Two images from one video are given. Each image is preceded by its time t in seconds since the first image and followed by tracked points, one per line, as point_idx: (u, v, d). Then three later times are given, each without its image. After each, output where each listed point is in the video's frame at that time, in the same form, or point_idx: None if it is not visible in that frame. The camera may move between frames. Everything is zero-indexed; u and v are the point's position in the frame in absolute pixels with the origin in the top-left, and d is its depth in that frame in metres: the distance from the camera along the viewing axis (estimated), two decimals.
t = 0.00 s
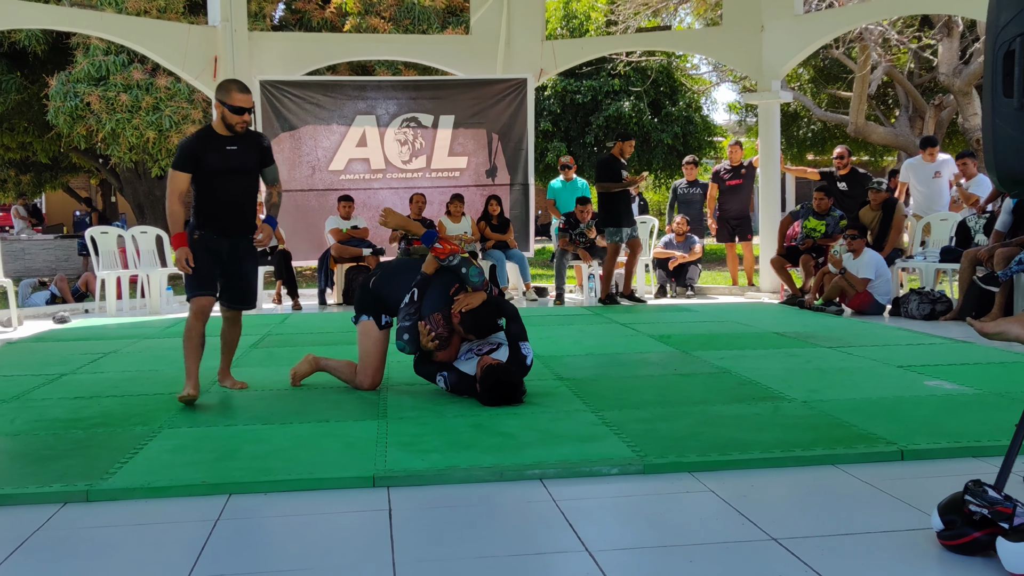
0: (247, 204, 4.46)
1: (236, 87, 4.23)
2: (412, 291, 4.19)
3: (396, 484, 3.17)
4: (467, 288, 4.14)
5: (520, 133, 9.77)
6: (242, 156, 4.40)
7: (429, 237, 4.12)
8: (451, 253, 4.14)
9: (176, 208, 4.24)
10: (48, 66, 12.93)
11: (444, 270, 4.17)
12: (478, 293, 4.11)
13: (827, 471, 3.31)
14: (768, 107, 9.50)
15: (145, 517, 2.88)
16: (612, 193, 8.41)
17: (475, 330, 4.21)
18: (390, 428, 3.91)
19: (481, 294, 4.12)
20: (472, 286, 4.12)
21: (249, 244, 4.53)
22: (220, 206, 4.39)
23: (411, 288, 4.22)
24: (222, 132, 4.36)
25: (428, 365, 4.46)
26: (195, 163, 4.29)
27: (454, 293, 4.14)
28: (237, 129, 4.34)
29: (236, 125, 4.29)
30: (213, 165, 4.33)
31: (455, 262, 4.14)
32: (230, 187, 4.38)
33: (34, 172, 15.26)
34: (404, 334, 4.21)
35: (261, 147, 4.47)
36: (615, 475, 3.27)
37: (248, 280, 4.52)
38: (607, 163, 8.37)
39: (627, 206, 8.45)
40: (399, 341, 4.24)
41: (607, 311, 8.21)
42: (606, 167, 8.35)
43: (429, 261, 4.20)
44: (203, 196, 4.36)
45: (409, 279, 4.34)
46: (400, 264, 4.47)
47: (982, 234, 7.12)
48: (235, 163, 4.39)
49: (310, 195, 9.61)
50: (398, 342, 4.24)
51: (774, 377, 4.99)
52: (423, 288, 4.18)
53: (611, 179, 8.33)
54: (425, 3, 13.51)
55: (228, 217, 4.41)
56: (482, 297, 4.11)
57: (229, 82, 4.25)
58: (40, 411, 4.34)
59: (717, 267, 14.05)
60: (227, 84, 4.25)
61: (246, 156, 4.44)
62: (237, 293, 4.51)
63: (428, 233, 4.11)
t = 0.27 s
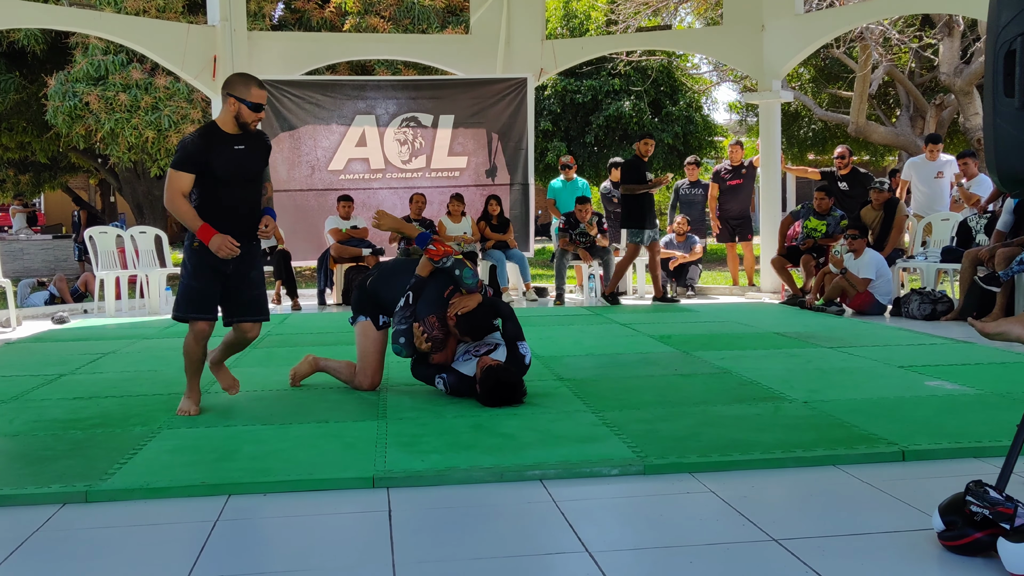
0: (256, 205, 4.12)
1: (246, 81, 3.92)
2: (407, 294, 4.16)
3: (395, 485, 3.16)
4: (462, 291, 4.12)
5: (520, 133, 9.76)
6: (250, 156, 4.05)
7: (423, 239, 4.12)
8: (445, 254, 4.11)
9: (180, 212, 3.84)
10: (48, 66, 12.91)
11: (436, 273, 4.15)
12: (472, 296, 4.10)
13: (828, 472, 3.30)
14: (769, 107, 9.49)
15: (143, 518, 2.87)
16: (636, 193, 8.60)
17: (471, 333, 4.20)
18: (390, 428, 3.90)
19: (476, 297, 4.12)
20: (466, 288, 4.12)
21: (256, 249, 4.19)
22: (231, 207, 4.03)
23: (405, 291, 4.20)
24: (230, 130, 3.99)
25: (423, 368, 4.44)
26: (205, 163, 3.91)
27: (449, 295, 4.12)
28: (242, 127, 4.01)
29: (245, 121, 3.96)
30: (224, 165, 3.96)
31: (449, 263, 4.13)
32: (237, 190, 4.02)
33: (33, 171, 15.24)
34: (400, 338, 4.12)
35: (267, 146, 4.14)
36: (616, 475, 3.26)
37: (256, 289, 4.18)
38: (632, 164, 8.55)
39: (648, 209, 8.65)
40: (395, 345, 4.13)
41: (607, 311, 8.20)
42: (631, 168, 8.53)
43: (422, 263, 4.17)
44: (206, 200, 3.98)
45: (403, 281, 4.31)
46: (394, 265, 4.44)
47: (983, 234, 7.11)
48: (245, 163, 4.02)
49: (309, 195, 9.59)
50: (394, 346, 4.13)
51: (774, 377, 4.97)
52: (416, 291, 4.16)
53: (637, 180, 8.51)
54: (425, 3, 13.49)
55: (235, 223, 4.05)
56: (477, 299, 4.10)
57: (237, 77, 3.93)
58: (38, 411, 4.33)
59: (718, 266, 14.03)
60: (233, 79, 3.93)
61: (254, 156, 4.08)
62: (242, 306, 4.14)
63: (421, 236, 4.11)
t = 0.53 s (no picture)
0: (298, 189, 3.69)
1: (302, 59, 3.57)
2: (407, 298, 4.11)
3: (395, 485, 3.16)
4: (461, 294, 4.13)
5: (520, 133, 9.76)
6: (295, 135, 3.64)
7: (422, 242, 4.10)
8: (443, 257, 4.09)
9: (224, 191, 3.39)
10: (48, 66, 12.91)
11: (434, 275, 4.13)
12: (471, 299, 4.11)
13: (828, 472, 3.30)
14: (769, 107, 9.49)
15: (144, 518, 2.87)
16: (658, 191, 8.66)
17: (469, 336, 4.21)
18: (390, 428, 3.90)
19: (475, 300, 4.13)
20: (465, 291, 4.12)
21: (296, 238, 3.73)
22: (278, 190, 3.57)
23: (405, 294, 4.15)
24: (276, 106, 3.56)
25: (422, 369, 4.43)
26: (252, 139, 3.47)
27: (448, 298, 4.13)
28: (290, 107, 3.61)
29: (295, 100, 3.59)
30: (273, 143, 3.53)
31: (448, 266, 4.10)
32: (283, 170, 3.58)
33: (33, 171, 15.22)
34: (400, 342, 4.08)
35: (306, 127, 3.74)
36: (616, 475, 3.26)
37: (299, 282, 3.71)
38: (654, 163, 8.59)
39: (670, 206, 8.71)
40: (395, 348, 4.10)
41: (607, 311, 8.19)
42: (653, 167, 8.59)
43: (421, 266, 4.12)
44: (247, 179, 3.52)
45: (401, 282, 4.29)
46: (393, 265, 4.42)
47: (983, 234, 7.11)
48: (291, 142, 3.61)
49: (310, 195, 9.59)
50: (393, 349, 4.10)
51: (775, 377, 4.98)
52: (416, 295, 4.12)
53: (658, 179, 8.58)
54: (425, 3, 13.49)
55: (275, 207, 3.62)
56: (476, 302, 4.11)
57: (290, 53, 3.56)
58: (39, 411, 4.33)
59: (718, 266, 14.03)
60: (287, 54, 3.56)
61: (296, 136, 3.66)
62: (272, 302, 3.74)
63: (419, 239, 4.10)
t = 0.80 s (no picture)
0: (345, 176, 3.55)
1: (352, 36, 3.42)
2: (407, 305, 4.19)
3: (396, 485, 3.17)
4: (461, 301, 4.06)
5: (521, 133, 9.76)
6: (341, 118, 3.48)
7: (420, 249, 3.97)
8: (443, 265, 4.00)
9: (272, 174, 3.17)
10: (49, 66, 12.93)
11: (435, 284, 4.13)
12: (471, 307, 4.04)
13: (829, 471, 3.30)
14: (770, 106, 9.48)
15: (145, 517, 2.87)
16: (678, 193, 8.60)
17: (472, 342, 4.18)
18: (391, 428, 3.90)
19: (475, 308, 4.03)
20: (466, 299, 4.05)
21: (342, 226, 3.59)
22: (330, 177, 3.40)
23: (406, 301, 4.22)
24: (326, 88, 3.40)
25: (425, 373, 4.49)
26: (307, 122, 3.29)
27: (448, 308, 4.08)
28: (338, 87, 3.44)
29: (342, 77, 3.41)
30: (327, 127, 3.37)
31: (448, 274, 4.03)
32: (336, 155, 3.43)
33: (34, 171, 15.22)
34: (403, 351, 4.24)
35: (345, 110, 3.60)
36: (617, 475, 3.26)
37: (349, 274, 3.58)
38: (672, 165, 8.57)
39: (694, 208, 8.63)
40: (399, 357, 4.27)
41: (608, 311, 8.19)
42: (672, 168, 8.54)
43: (422, 275, 4.15)
44: (298, 161, 3.32)
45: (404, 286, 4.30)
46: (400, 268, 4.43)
47: (984, 234, 7.10)
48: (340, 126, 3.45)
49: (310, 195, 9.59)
50: (398, 358, 4.28)
51: (775, 377, 4.97)
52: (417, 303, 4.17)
53: (677, 180, 8.53)
54: (426, 3, 13.49)
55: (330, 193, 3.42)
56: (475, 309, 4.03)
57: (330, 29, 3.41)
58: (40, 410, 4.33)
59: (718, 266, 14.02)
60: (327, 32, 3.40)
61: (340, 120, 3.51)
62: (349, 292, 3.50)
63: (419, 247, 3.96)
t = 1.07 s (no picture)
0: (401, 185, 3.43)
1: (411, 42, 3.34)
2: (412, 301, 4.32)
3: (398, 484, 3.17)
4: (465, 302, 4.13)
5: (523, 132, 9.76)
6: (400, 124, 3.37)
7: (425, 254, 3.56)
8: (448, 270, 3.98)
9: (372, 182, 3.02)
10: (51, 65, 12.95)
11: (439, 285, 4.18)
12: (474, 308, 4.10)
13: (831, 471, 3.30)
14: (772, 106, 9.48)
15: (147, 516, 2.88)
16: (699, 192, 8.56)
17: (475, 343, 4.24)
18: (393, 428, 3.90)
19: (476, 309, 4.09)
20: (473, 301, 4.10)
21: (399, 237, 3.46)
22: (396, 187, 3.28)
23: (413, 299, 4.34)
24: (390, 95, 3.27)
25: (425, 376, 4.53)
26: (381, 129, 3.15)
27: (452, 309, 4.16)
28: (392, 91, 3.33)
29: (400, 82, 3.32)
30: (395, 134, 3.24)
31: (453, 278, 4.03)
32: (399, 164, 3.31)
33: (36, 171, 15.23)
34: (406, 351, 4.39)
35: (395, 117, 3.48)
36: (618, 475, 3.26)
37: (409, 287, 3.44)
38: (694, 162, 8.47)
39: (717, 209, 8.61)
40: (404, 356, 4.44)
41: (610, 310, 8.19)
42: (693, 166, 8.48)
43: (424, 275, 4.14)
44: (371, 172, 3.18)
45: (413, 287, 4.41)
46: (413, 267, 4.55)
47: (986, 234, 7.10)
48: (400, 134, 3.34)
49: (312, 194, 9.59)
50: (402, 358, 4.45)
51: (777, 376, 4.97)
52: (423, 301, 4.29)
53: (697, 179, 8.47)
54: (428, 2, 13.49)
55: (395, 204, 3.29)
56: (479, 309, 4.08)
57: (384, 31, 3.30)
58: (42, 410, 4.34)
59: (721, 266, 14.02)
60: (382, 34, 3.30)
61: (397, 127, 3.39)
62: (416, 302, 3.35)
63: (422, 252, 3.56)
